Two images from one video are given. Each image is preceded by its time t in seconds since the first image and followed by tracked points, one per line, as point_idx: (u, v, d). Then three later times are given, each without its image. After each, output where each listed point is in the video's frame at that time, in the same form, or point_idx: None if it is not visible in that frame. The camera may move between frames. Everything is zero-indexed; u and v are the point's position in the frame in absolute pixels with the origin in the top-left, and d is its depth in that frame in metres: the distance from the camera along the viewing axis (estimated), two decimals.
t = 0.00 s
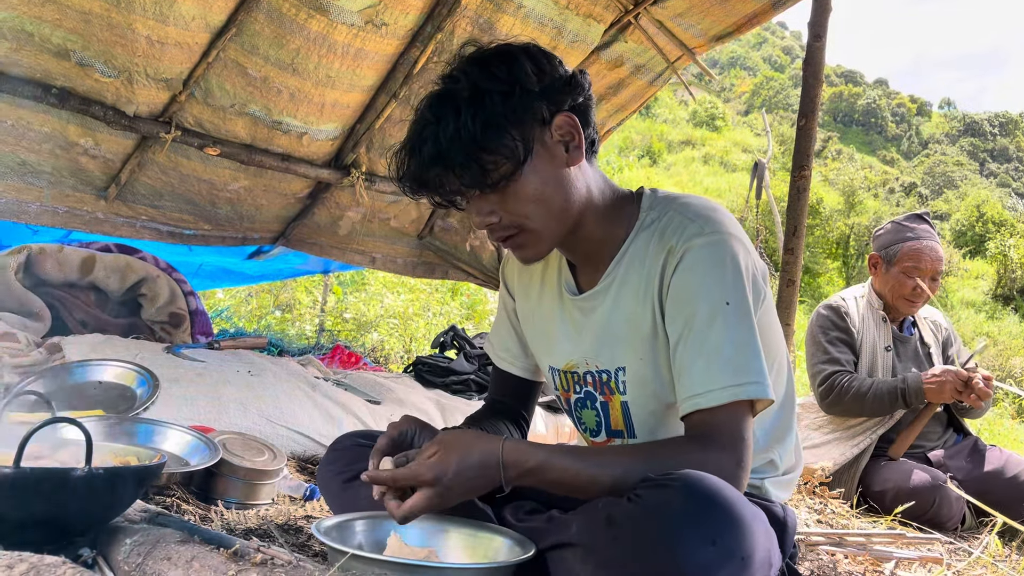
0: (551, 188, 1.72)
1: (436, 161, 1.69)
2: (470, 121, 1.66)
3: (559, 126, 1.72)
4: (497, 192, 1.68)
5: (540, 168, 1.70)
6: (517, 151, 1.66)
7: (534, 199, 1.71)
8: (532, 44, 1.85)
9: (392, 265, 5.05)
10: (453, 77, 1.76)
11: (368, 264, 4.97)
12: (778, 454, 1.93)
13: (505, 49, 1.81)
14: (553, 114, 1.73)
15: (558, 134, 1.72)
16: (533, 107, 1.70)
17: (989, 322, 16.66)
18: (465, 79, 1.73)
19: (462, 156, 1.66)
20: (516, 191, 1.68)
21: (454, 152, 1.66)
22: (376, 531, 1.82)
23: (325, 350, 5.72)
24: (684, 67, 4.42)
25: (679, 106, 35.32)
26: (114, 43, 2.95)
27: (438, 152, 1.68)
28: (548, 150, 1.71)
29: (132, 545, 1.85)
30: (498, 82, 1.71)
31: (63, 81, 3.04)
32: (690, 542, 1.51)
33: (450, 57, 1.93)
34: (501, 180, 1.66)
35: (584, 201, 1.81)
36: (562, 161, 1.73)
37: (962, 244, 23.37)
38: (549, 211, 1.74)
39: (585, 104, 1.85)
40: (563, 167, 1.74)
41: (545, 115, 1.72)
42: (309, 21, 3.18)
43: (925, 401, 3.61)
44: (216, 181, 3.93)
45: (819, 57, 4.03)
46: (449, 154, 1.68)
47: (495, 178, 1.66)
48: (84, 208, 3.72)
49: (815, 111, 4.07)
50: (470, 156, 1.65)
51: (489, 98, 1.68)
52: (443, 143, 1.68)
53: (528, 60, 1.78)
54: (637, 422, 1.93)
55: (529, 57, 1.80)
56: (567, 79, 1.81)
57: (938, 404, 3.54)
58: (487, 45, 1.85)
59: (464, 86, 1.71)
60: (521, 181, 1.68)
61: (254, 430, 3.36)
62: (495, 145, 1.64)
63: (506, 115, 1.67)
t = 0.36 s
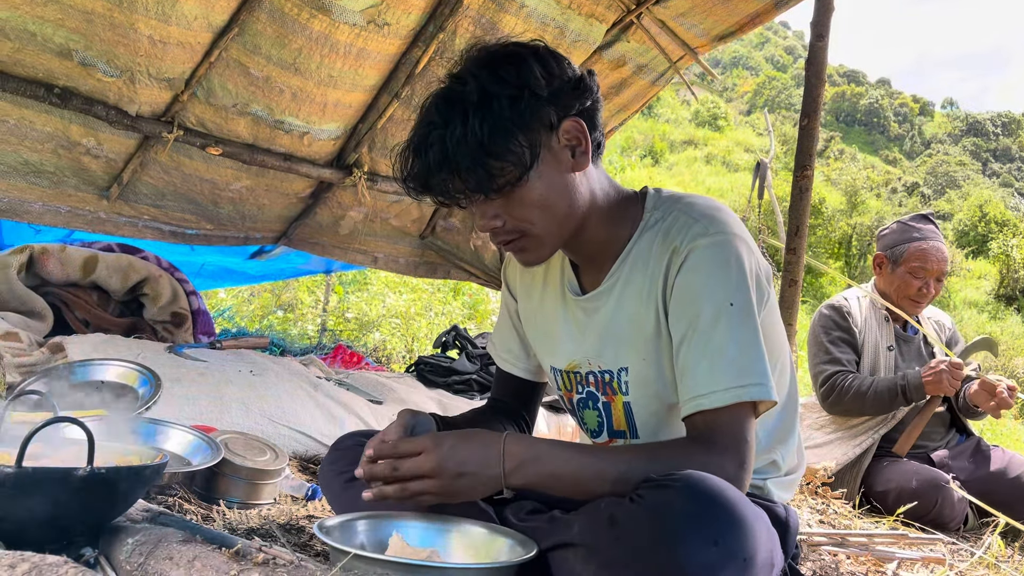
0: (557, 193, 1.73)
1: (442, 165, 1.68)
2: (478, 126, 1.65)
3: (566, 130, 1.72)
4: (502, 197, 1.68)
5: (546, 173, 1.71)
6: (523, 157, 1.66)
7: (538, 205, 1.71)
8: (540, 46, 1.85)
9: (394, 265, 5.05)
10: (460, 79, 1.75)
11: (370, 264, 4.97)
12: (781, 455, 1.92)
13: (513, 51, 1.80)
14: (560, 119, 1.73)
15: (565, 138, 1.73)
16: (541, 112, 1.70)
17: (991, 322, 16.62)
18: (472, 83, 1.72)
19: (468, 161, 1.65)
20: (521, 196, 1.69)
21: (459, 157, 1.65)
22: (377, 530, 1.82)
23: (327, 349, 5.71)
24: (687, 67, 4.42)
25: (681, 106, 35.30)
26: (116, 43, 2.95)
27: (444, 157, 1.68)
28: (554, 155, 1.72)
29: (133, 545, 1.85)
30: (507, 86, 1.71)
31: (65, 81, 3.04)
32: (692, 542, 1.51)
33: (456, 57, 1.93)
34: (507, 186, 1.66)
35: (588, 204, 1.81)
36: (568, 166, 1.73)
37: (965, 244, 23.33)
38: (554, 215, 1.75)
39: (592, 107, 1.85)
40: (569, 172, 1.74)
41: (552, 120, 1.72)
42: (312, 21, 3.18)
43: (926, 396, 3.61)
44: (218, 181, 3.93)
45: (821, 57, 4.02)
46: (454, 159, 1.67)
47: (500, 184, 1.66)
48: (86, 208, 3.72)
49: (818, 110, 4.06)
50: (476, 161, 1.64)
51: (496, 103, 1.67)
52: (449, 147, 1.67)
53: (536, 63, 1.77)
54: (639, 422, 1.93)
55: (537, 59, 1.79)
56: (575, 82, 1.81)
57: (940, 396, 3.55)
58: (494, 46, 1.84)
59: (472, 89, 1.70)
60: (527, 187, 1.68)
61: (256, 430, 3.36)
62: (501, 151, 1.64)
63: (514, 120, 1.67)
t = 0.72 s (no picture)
0: (557, 196, 1.73)
1: (442, 171, 1.68)
2: (478, 131, 1.65)
3: (565, 133, 1.73)
4: (502, 201, 1.68)
5: (546, 177, 1.71)
6: (524, 161, 1.66)
7: (539, 208, 1.71)
8: (537, 48, 1.85)
9: (395, 265, 5.05)
10: (459, 83, 1.75)
11: (371, 264, 4.97)
12: (782, 455, 1.92)
13: (511, 54, 1.80)
14: (559, 122, 1.73)
15: (565, 141, 1.73)
16: (540, 115, 1.70)
17: (993, 322, 16.60)
18: (471, 87, 1.72)
19: (468, 167, 1.65)
20: (521, 200, 1.69)
21: (460, 163, 1.65)
22: (379, 530, 1.82)
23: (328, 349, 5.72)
24: (688, 67, 4.42)
25: (682, 106, 35.28)
26: (118, 43, 2.95)
27: (444, 163, 1.68)
28: (553, 159, 1.72)
29: (135, 545, 1.86)
30: (506, 90, 1.71)
31: (67, 81, 3.04)
32: (693, 542, 1.50)
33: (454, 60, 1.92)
34: (507, 191, 1.67)
35: (588, 206, 1.81)
36: (567, 169, 1.74)
37: (966, 244, 23.31)
38: (554, 219, 1.75)
39: (591, 108, 1.85)
40: (569, 175, 1.74)
41: (551, 123, 1.72)
42: (313, 21, 3.18)
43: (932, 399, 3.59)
44: (220, 181, 3.93)
45: (823, 57, 4.02)
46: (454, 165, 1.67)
47: (500, 189, 1.67)
48: (87, 208, 3.73)
49: (819, 110, 4.06)
50: (476, 167, 1.64)
51: (496, 108, 1.67)
52: (450, 152, 1.67)
53: (534, 66, 1.77)
54: (640, 423, 1.93)
55: (535, 62, 1.79)
56: (573, 84, 1.81)
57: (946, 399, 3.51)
58: (492, 49, 1.84)
59: (471, 94, 1.70)
60: (527, 191, 1.68)
61: (257, 430, 3.36)
62: (501, 156, 1.64)
63: (513, 125, 1.66)
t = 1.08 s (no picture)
0: (556, 194, 1.73)
1: (441, 172, 1.69)
2: (475, 132, 1.65)
3: (564, 132, 1.73)
4: (502, 201, 1.68)
5: (545, 176, 1.71)
6: (522, 160, 1.66)
7: (537, 207, 1.71)
8: (534, 48, 1.85)
9: (395, 265, 5.05)
10: (456, 85, 1.75)
11: (371, 264, 4.98)
12: (782, 455, 1.92)
13: (507, 54, 1.80)
14: (557, 121, 1.73)
15: (563, 139, 1.73)
16: (538, 115, 1.70)
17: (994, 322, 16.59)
18: (468, 88, 1.72)
19: (467, 167, 1.65)
20: (521, 199, 1.69)
21: (459, 163, 1.66)
22: (379, 530, 1.82)
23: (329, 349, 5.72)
24: (688, 67, 4.42)
25: (683, 106, 35.26)
26: (119, 43, 2.95)
27: (443, 164, 1.68)
28: (552, 157, 1.71)
29: (135, 544, 1.86)
30: (503, 90, 1.71)
31: (68, 80, 3.04)
32: (693, 542, 1.50)
33: (451, 63, 1.93)
34: (506, 190, 1.67)
35: (587, 205, 1.81)
36: (566, 167, 1.74)
37: (967, 244, 23.31)
38: (553, 217, 1.74)
39: (588, 107, 1.85)
40: (568, 172, 1.74)
41: (549, 122, 1.72)
42: (314, 20, 3.18)
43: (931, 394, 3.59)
44: (220, 180, 3.93)
45: (823, 56, 4.01)
46: (453, 166, 1.67)
47: (500, 189, 1.66)
48: (88, 207, 3.73)
49: (820, 110, 4.06)
50: (475, 167, 1.65)
51: (493, 108, 1.67)
52: (448, 153, 1.67)
53: (531, 66, 1.77)
54: (640, 422, 1.92)
55: (532, 62, 1.79)
56: (570, 83, 1.81)
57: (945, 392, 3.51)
58: (488, 50, 1.84)
59: (468, 95, 1.70)
60: (525, 190, 1.68)
61: (258, 429, 3.36)
62: (499, 156, 1.64)
63: (511, 124, 1.67)
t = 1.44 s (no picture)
0: (549, 192, 1.72)
1: (435, 173, 1.70)
2: (467, 132, 1.66)
3: (556, 130, 1.73)
4: (495, 200, 1.68)
5: (538, 174, 1.70)
6: (514, 160, 1.66)
7: (530, 204, 1.70)
8: (526, 49, 1.85)
9: (395, 264, 5.05)
10: (449, 87, 1.76)
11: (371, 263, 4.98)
12: (781, 453, 1.92)
13: (499, 55, 1.80)
14: (549, 120, 1.73)
15: (556, 138, 1.73)
16: (529, 114, 1.71)
17: (994, 322, 16.59)
18: (460, 89, 1.73)
19: (460, 168, 1.66)
20: (515, 197, 1.69)
21: (451, 164, 1.67)
22: (378, 529, 1.82)
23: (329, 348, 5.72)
24: (688, 67, 4.42)
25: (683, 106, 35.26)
26: (119, 42, 2.95)
27: (436, 165, 1.69)
28: (545, 155, 1.71)
29: (135, 543, 1.86)
30: (494, 91, 1.72)
31: (69, 79, 3.04)
32: (693, 542, 1.51)
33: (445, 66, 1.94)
34: (499, 190, 1.67)
35: (582, 204, 1.81)
36: (560, 166, 1.73)
37: (966, 244, 23.31)
38: (547, 215, 1.74)
39: (581, 106, 1.85)
40: (562, 170, 1.73)
41: (541, 122, 1.72)
42: (314, 20, 3.18)
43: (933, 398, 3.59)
44: (220, 180, 3.93)
45: (823, 56, 4.01)
46: (446, 166, 1.68)
47: (493, 188, 1.67)
48: (88, 207, 3.74)
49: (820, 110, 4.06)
50: (467, 167, 1.65)
51: (484, 109, 1.68)
52: (441, 155, 1.68)
53: (523, 67, 1.78)
54: (639, 421, 1.92)
55: (524, 62, 1.80)
56: (563, 82, 1.81)
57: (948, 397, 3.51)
58: (481, 52, 1.85)
59: (460, 96, 1.71)
60: (518, 189, 1.67)
61: (258, 429, 3.36)
62: (491, 155, 1.64)
63: (502, 125, 1.67)
